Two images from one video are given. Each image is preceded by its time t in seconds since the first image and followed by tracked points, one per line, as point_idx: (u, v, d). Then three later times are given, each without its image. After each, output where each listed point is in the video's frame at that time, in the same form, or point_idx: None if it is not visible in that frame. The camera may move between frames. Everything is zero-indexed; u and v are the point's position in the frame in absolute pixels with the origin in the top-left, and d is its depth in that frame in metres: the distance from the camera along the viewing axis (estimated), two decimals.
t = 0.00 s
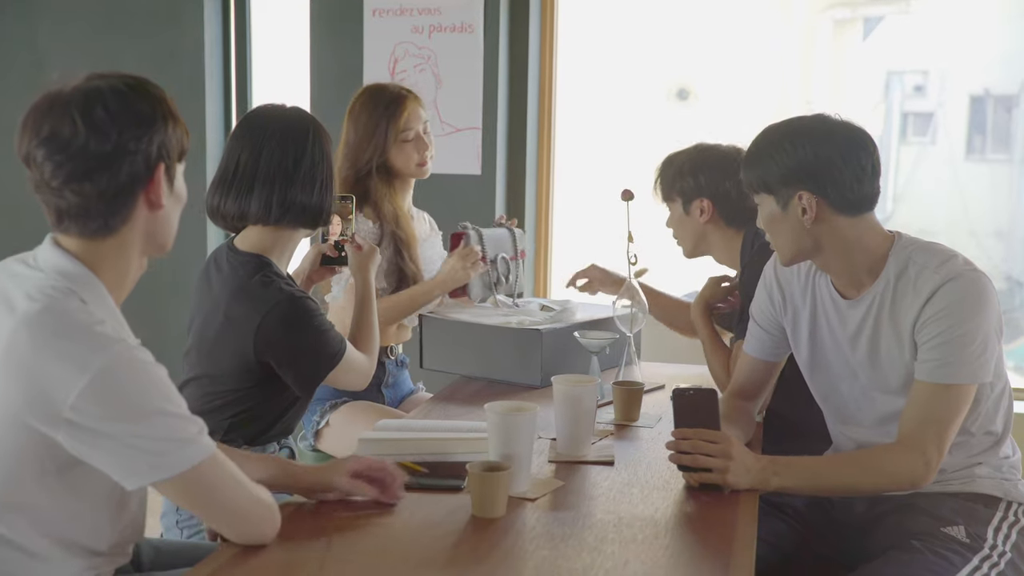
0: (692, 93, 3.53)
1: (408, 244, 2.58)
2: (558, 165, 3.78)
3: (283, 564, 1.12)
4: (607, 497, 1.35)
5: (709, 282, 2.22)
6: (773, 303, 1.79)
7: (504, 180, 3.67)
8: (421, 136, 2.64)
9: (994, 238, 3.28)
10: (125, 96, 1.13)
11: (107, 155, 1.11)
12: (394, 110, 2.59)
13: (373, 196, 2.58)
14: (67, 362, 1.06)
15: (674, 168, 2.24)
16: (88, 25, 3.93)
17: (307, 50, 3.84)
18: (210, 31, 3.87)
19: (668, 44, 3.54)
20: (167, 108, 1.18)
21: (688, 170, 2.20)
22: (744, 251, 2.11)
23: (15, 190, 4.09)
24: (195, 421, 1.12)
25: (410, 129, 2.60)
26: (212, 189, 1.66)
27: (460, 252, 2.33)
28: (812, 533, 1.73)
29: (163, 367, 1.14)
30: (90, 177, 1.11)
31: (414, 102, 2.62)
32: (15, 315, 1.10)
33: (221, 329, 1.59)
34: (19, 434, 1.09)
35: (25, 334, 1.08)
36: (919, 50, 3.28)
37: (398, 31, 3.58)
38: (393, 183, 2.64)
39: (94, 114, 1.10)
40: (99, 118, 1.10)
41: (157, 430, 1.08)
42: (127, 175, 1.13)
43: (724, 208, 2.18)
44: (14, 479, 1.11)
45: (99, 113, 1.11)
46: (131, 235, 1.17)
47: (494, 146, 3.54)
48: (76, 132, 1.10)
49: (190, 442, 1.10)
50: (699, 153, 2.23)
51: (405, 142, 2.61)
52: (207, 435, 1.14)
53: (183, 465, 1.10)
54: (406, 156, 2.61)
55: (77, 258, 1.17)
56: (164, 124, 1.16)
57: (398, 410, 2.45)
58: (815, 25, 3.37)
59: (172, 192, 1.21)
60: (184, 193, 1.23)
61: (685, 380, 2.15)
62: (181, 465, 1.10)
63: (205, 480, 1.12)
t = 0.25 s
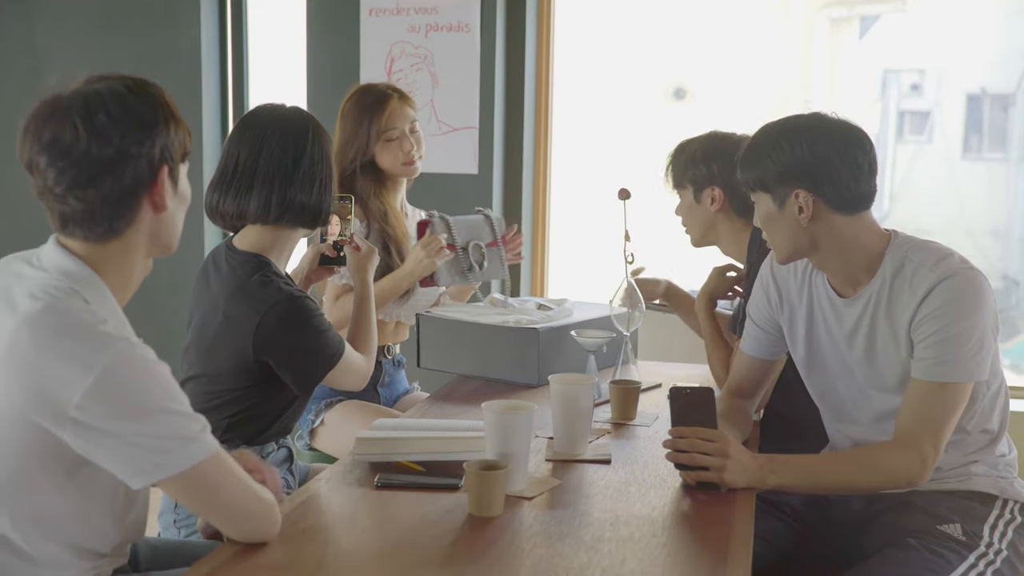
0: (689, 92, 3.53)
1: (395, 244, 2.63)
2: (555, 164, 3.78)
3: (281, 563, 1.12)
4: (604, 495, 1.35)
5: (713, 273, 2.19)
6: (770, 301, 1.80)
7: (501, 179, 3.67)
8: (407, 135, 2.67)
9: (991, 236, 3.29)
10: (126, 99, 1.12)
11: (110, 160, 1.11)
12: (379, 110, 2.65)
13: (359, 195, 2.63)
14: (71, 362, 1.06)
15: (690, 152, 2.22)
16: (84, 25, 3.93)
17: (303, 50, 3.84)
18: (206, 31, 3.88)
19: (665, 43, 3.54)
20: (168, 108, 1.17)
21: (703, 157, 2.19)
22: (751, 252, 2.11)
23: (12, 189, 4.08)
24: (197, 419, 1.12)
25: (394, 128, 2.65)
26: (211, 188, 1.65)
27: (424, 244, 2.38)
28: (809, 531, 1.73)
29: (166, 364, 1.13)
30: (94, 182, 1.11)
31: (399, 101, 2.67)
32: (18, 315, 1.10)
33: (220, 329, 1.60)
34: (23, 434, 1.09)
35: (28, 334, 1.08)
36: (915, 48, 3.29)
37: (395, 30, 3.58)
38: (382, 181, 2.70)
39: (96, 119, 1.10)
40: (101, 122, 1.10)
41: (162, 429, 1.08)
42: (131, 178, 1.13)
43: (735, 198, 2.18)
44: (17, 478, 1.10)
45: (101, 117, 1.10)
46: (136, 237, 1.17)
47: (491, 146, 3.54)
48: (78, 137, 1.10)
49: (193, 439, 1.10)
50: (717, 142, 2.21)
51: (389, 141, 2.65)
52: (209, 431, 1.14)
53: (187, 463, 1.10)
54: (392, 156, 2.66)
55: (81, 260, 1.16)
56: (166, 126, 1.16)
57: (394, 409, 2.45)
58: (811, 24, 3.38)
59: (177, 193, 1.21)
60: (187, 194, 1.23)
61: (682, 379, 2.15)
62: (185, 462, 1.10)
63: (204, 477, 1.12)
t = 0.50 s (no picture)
0: (686, 90, 3.54)
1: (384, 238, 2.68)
2: (552, 161, 3.77)
3: (278, 559, 1.12)
4: (601, 492, 1.36)
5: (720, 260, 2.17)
6: (767, 299, 1.80)
7: (498, 176, 3.67)
8: (396, 131, 2.77)
9: (988, 234, 3.29)
10: (111, 94, 1.12)
11: (95, 155, 1.11)
12: (372, 105, 2.78)
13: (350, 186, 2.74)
14: (58, 354, 1.06)
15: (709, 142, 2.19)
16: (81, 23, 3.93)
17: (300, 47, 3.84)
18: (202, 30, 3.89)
19: (662, 41, 3.55)
20: (152, 103, 1.17)
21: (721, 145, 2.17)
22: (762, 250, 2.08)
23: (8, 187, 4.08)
24: (184, 408, 1.12)
25: (383, 124, 2.77)
26: (209, 187, 1.65)
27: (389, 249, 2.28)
28: (806, 527, 1.73)
29: (151, 354, 1.13)
30: (80, 177, 1.11)
31: (388, 99, 2.79)
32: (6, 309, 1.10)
33: (218, 328, 1.59)
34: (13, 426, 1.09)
35: (15, 328, 1.08)
36: (911, 46, 3.29)
37: (391, 28, 3.57)
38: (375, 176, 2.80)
39: (81, 114, 1.09)
40: (86, 117, 1.10)
41: (151, 419, 1.08)
42: (116, 173, 1.13)
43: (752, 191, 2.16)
44: (9, 473, 1.11)
45: (86, 111, 1.10)
46: (121, 230, 1.17)
47: (488, 143, 3.54)
48: (63, 132, 1.09)
49: (181, 429, 1.10)
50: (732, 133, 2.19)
51: (379, 137, 2.77)
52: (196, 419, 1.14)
53: (176, 452, 1.10)
54: (382, 151, 2.76)
55: (66, 252, 1.16)
56: (150, 120, 1.16)
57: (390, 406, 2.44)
58: (808, 22, 3.38)
59: (161, 187, 1.21)
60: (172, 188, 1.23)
61: (679, 376, 2.15)
62: (176, 451, 1.10)
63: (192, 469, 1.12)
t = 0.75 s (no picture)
0: (683, 86, 3.54)
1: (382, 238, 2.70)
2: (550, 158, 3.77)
3: (276, 554, 1.12)
4: (599, 487, 1.36)
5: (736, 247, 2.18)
6: (765, 294, 1.81)
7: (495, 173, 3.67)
8: (399, 133, 2.77)
9: (986, 231, 3.31)
10: (65, 83, 1.12)
11: (48, 145, 1.11)
12: (376, 104, 2.76)
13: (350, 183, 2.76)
14: (22, 342, 1.06)
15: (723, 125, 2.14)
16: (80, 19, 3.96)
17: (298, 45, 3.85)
18: (199, 28, 3.93)
19: (659, 38, 3.55)
20: (108, 95, 1.17)
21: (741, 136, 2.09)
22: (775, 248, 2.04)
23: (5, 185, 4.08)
24: (147, 410, 1.14)
25: (386, 125, 2.76)
26: (213, 192, 1.65)
27: (374, 259, 2.30)
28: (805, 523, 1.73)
29: (119, 352, 1.15)
30: (33, 166, 1.11)
31: (393, 99, 2.78)
32: None
33: (217, 326, 1.59)
34: None
35: None
36: (909, 42, 3.31)
37: (388, 24, 3.57)
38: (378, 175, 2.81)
39: (33, 102, 1.10)
40: (39, 106, 1.10)
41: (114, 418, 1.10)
42: (69, 162, 1.13)
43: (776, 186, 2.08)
44: None
45: (39, 100, 1.10)
46: (76, 221, 1.17)
47: (485, 139, 3.53)
48: (16, 122, 1.09)
49: (142, 432, 1.12)
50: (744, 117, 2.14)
51: (382, 138, 2.77)
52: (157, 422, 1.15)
53: (137, 454, 1.11)
54: (384, 150, 2.77)
55: (23, 244, 1.15)
56: (105, 112, 1.16)
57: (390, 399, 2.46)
58: (806, 18, 3.39)
59: (118, 178, 1.21)
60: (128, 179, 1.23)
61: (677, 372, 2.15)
62: (135, 454, 1.11)
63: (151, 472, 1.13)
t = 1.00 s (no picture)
0: (682, 82, 3.56)
1: (385, 234, 2.70)
2: (548, 154, 3.77)
3: (274, 551, 1.12)
4: (597, 483, 1.36)
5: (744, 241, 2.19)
6: (763, 290, 1.81)
7: (493, 169, 3.66)
8: (404, 133, 2.78)
9: (984, 225, 3.36)
10: (30, 77, 1.12)
11: (12, 139, 1.11)
12: (381, 104, 2.78)
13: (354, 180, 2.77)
14: None
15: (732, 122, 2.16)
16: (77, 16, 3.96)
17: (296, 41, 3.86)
18: (197, 25, 3.93)
19: (658, 34, 3.57)
20: (73, 89, 1.17)
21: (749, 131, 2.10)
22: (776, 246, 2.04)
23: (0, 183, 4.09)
24: (91, 423, 1.13)
25: (391, 124, 2.78)
26: (222, 193, 1.65)
27: (372, 261, 2.30)
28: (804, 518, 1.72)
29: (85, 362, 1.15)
30: None
31: (398, 99, 2.79)
32: None
33: (215, 325, 1.59)
34: None
35: None
36: (906, 38, 3.35)
37: (386, 21, 3.57)
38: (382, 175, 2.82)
39: None
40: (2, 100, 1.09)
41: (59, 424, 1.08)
42: (33, 155, 1.13)
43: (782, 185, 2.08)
44: None
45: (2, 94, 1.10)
46: (44, 215, 1.17)
47: (483, 136, 3.53)
48: None
49: (81, 445, 1.11)
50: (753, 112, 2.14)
51: (387, 137, 2.78)
52: (100, 435, 1.14)
53: (68, 465, 1.10)
54: (388, 147, 2.78)
55: None
56: (71, 106, 1.16)
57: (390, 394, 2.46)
58: (804, 15, 3.42)
59: (85, 170, 1.21)
60: (95, 172, 1.24)
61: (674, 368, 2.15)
62: (66, 465, 1.10)
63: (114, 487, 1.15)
